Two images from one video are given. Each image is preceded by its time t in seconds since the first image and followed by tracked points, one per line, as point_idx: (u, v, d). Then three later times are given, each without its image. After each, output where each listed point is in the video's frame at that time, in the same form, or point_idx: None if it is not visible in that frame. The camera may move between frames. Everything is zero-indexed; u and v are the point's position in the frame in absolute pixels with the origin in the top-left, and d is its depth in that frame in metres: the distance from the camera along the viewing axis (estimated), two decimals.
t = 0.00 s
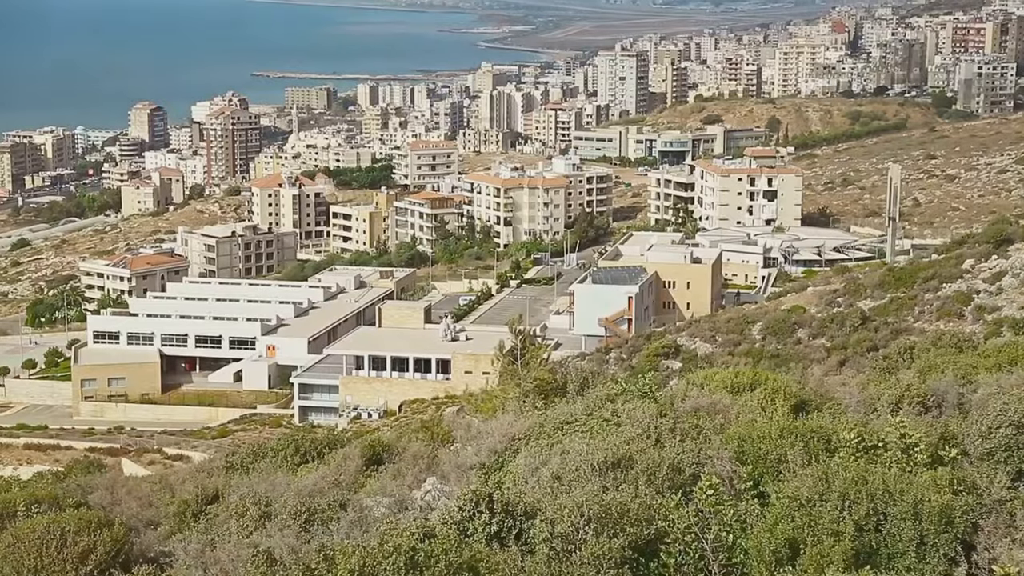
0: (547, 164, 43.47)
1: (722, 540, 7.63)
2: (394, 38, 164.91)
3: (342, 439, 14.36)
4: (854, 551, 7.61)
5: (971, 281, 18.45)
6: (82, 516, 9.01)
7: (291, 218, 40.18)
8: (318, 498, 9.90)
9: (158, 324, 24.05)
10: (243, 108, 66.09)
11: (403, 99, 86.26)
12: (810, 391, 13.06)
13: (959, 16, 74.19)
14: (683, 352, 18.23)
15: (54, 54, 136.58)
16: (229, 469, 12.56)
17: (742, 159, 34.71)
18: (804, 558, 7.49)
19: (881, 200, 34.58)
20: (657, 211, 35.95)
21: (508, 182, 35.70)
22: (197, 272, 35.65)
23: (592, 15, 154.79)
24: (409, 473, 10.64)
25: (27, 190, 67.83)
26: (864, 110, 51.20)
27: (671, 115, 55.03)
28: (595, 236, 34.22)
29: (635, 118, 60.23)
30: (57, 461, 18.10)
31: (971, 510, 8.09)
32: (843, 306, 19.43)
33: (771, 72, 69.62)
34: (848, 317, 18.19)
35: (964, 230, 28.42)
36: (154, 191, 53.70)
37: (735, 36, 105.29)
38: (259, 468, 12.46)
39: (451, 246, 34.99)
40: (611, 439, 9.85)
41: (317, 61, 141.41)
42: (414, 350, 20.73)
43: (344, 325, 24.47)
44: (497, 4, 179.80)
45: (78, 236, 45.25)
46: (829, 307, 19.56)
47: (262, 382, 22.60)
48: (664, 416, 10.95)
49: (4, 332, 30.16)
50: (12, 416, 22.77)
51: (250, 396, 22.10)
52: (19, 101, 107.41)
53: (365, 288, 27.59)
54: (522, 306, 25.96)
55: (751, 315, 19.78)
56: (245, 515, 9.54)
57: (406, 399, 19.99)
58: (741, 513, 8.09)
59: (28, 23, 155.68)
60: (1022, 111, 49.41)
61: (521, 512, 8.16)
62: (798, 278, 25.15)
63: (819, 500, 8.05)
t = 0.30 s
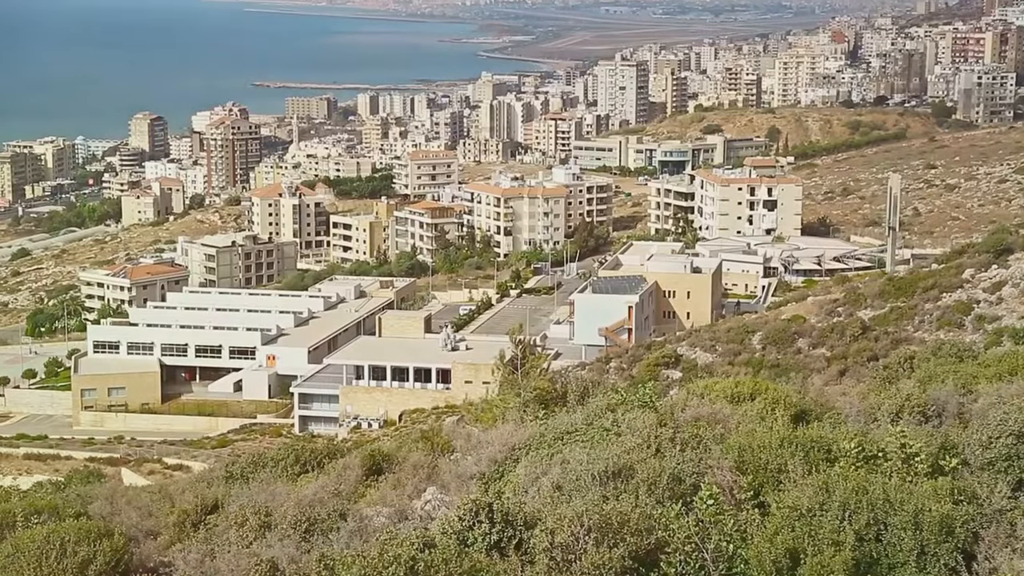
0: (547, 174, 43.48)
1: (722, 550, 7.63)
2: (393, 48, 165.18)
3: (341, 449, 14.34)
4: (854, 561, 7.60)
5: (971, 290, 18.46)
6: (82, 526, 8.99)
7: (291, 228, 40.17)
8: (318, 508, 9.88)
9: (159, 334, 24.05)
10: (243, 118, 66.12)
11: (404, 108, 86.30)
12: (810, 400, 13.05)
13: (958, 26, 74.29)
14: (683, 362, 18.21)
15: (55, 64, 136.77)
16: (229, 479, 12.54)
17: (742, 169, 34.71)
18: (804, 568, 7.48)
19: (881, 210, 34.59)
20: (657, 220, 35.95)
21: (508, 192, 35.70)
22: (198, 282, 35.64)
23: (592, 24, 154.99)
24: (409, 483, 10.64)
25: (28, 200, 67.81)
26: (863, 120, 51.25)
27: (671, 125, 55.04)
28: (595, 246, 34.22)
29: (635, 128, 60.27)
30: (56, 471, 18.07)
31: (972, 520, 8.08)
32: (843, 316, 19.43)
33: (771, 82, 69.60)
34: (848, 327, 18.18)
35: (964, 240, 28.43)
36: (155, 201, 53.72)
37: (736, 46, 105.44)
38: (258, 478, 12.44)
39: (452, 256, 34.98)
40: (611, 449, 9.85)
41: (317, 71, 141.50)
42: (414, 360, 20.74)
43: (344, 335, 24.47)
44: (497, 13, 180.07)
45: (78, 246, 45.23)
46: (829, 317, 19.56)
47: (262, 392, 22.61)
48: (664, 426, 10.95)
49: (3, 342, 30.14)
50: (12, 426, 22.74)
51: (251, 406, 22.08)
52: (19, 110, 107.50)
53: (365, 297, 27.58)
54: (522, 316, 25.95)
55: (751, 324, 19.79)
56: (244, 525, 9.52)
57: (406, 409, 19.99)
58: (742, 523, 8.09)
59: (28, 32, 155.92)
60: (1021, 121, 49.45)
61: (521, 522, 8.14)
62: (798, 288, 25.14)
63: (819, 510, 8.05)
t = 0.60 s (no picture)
0: (546, 185, 43.52)
1: (722, 561, 7.62)
2: (394, 60, 165.36)
3: (341, 460, 14.36)
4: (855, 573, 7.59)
5: (971, 302, 18.47)
6: (82, 538, 9.01)
7: (291, 240, 40.20)
8: (318, 520, 9.89)
9: (159, 345, 24.08)
10: (244, 129, 66.23)
11: (404, 120, 86.40)
12: (810, 412, 13.06)
13: (957, 38, 74.41)
14: (683, 373, 18.19)
15: (56, 76, 137.07)
16: (230, 491, 12.54)
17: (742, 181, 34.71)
18: None
19: (881, 221, 34.61)
20: (657, 232, 35.97)
21: (508, 203, 35.72)
22: (198, 293, 35.66)
23: (591, 36, 155.21)
24: (410, 496, 10.64)
25: (28, 212, 67.88)
26: (863, 131, 51.33)
27: (670, 136, 55.09)
28: (595, 257, 34.23)
29: (635, 139, 60.34)
30: (56, 483, 18.07)
31: (972, 533, 8.08)
32: (843, 327, 19.43)
33: (770, 93, 69.66)
34: (848, 338, 18.19)
35: (964, 252, 28.43)
36: (155, 213, 53.78)
37: (736, 57, 105.58)
38: (259, 490, 12.45)
39: (452, 267, 35.00)
40: (612, 460, 9.86)
41: (317, 83, 141.77)
42: (414, 372, 20.74)
43: (344, 346, 24.47)
44: (497, 25, 180.31)
45: (78, 257, 45.26)
46: (828, 329, 19.56)
47: (262, 404, 22.61)
48: (665, 437, 10.96)
49: (4, 353, 30.14)
50: (11, 438, 22.73)
51: (251, 418, 22.08)
52: (20, 122, 107.58)
53: (364, 309, 27.61)
54: (522, 328, 25.96)
55: (751, 336, 19.80)
56: (244, 537, 9.51)
57: (406, 421, 19.98)
58: (742, 535, 8.08)
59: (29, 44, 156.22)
60: (1020, 133, 49.53)
61: (522, 534, 8.12)
62: (798, 299, 25.16)
63: (819, 522, 8.03)
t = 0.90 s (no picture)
0: (545, 197, 43.49)
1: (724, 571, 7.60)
2: (394, 71, 165.51)
3: (341, 471, 14.34)
4: None
5: (971, 313, 18.46)
6: (82, 551, 8.98)
7: (291, 250, 40.18)
8: (318, 531, 9.88)
9: (159, 356, 24.02)
10: (244, 141, 66.24)
11: (404, 131, 86.42)
12: (810, 423, 13.06)
13: (957, 49, 74.48)
14: (683, 384, 18.17)
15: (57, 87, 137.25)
16: (229, 502, 12.53)
17: (742, 191, 34.70)
18: None
19: (881, 232, 34.61)
20: (657, 242, 35.97)
21: (508, 215, 35.74)
22: (197, 304, 35.63)
23: (592, 47, 155.41)
24: (409, 507, 10.62)
25: (28, 223, 67.86)
26: (862, 143, 51.33)
27: (670, 147, 55.07)
28: (595, 268, 34.24)
29: (635, 150, 60.38)
30: (56, 494, 18.04)
31: (972, 544, 8.08)
32: (843, 338, 19.40)
33: (770, 104, 69.69)
34: (848, 349, 18.18)
35: (965, 262, 28.43)
36: (155, 224, 53.77)
37: (735, 68, 105.71)
38: (258, 501, 12.43)
39: (451, 278, 34.99)
40: (613, 472, 9.84)
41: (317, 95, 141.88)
42: (414, 383, 20.71)
43: (344, 357, 24.43)
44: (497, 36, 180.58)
45: (78, 268, 45.24)
46: (830, 339, 19.52)
47: (262, 415, 22.56)
48: (665, 448, 10.95)
49: (3, 365, 30.10)
50: (11, 449, 22.75)
51: (250, 429, 22.04)
52: (20, 134, 107.54)
53: (364, 320, 27.58)
54: (522, 339, 25.94)
55: (752, 347, 19.76)
56: (244, 549, 9.50)
57: (406, 432, 19.95)
58: (742, 547, 8.06)
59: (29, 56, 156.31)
60: (1020, 144, 49.53)
61: (522, 545, 8.09)
62: (798, 310, 25.14)
63: (820, 534, 8.02)
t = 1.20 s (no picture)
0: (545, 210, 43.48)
1: None
2: (394, 84, 165.76)
3: (341, 484, 14.31)
4: None
5: (971, 325, 18.45)
6: (81, 566, 8.96)
7: (291, 263, 40.20)
8: (318, 544, 9.87)
9: (159, 370, 24.02)
10: (244, 154, 66.30)
11: (404, 144, 86.53)
12: (810, 436, 13.05)
13: (956, 62, 74.61)
14: (683, 398, 18.15)
15: (58, 100, 137.35)
16: (229, 515, 12.52)
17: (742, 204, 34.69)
18: None
19: (880, 245, 34.63)
20: (657, 255, 35.97)
21: (508, 228, 35.76)
22: (197, 317, 35.62)
23: (592, 61, 155.70)
24: (409, 520, 10.61)
25: (28, 236, 67.88)
26: (862, 156, 51.40)
27: (670, 160, 55.09)
28: (595, 281, 34.25)
29: (635, 163, 60.44)
30: (55, 507, 18.01)
31: (973, 557, 8.07)
32: (843, 351, 19.39)
33: (770, 117, 69.77)
34: (848, 362, 18.16)
35: (965, 275, 28.44)
36: (155, 237, 53.81)
37: (735, 81, 105.94)
38: (258, 514, 12.42)
39: (451, 291, 35.00)
40: (613, 485, 9.84)
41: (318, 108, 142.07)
42: (414, 396, 20.70)
43: (344, 370, 24.43)
44: (497, 49, 180.91)
45: (78, 281, 45.24)
46: (830, 352, 19.51)
47: (262, 428, 22.52)
48: (665, 461, 10.95)
49: (3, 378, 30.09)
50: (11, 462, 22.74)
51: (250, 442, 22.02)
52: (22, 147, 107.60)
53: (364, 333, 27.57)
54: (522, 352, 25.93)
55: (752, 359, 19.75)
56: (244, 562, 9.49)
57: (406, 446, 19.95)
58: (742, 560, 8.06)
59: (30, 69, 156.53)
60: (1019, 157, 49.58)
61: (521, 559, 8.08)
62: (798, 323, 25.13)
63: (820, 546, 8.01)
